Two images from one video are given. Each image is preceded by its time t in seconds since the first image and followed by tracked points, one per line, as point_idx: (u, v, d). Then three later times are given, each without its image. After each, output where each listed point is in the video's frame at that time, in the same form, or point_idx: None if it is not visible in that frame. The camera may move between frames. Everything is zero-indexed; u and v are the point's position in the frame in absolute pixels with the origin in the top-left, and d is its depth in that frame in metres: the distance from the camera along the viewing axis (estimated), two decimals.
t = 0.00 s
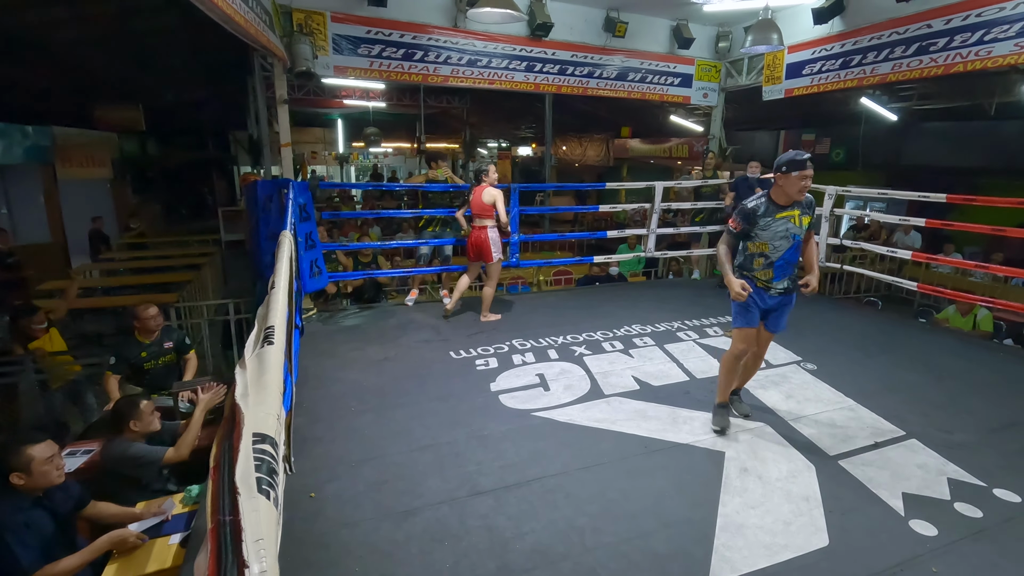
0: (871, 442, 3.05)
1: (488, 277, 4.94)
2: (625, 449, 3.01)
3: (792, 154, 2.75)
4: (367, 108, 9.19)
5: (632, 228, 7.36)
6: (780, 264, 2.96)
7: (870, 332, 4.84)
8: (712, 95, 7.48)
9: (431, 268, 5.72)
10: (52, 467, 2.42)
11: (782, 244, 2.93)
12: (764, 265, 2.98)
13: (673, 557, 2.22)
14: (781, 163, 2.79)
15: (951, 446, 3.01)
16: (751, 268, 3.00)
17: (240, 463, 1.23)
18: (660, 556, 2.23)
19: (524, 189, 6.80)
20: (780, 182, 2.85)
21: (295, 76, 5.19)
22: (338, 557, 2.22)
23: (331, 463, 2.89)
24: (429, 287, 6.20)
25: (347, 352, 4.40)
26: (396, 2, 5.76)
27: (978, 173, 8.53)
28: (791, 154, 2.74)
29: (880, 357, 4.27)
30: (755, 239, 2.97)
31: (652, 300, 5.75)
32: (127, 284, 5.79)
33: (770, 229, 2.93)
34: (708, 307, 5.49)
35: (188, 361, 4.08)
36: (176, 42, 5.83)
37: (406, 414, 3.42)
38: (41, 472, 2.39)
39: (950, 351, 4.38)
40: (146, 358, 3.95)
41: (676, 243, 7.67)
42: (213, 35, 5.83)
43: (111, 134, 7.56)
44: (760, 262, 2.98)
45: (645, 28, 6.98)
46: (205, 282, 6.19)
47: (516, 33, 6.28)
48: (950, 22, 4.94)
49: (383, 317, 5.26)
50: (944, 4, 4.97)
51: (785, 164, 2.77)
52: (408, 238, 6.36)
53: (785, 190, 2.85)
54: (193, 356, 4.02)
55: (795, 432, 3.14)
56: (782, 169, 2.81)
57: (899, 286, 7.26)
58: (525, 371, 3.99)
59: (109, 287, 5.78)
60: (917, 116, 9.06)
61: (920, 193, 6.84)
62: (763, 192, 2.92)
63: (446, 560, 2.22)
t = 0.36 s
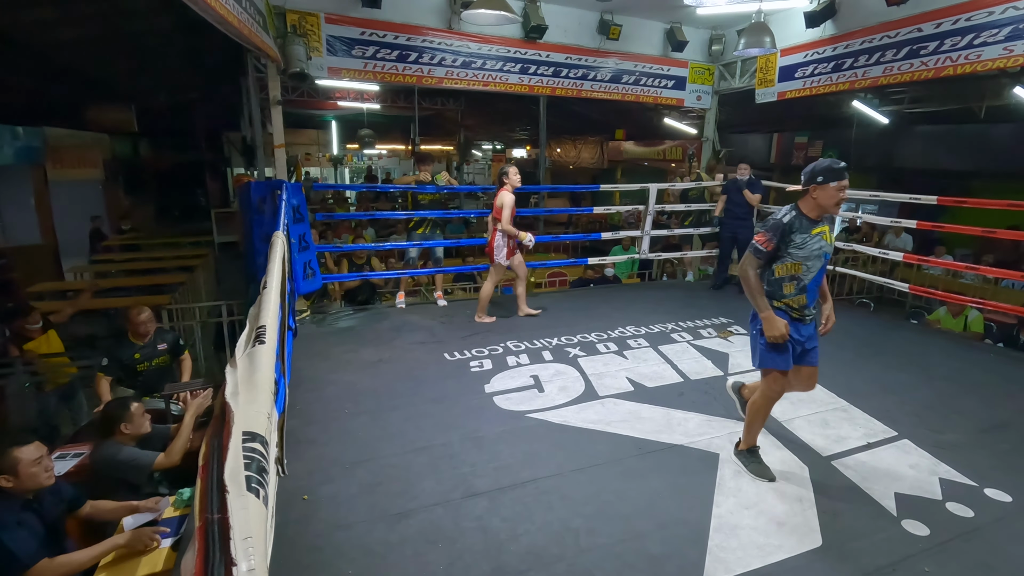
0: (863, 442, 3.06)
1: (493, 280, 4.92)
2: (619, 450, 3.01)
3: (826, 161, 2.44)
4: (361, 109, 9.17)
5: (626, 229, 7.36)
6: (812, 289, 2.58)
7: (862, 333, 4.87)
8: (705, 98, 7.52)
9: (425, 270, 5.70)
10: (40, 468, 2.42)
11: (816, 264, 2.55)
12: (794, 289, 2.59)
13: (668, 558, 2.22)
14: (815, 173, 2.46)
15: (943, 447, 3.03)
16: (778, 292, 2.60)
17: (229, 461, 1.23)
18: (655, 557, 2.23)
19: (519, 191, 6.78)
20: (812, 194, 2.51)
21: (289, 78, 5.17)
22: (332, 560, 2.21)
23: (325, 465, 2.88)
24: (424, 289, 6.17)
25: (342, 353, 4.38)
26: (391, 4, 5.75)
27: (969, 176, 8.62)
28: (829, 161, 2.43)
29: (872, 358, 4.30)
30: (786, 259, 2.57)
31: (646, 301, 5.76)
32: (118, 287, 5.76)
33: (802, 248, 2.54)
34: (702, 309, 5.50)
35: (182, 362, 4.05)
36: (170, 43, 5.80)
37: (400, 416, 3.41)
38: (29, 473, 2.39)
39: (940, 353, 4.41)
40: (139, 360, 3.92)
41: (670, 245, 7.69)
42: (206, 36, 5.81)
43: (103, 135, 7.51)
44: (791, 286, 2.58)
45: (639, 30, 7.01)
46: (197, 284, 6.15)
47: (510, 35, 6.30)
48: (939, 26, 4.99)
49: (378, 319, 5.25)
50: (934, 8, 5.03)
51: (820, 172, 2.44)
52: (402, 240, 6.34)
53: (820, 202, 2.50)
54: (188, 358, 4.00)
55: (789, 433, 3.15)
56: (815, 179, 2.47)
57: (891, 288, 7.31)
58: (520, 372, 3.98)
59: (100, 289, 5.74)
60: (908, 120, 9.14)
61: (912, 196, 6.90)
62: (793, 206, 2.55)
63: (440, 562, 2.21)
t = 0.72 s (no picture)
0: (849, 443, 3.08)
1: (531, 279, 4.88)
2: (607, 452, 3.01)
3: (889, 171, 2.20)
4: (349, 111, 9.12)
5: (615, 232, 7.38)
6: (875, 308, 2.38)
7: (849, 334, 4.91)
8: (693, 101, 7.57)
9: (414, 272, 5.67)
10: (36, 473, 2.36)
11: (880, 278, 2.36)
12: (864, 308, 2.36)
13: (655, 560, 2.22)
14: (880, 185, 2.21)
15: (926, 446, 3.06)
16: (848, 316, 2.34)
17: (193, 466, 1.19)
18: (642, 558, 2.23)
19: (508, 194, 6.78)
20: (872, 207, 2.27)
21: (276, 79, 5.14)
22: (317, 565, 2.18)
23: (311, 469, 2.84)
24: (413, 291, 6.14)
25: (329, 356, 4.35)
26: (379, 5, 5.72)
27: (952, 179, 8.75)
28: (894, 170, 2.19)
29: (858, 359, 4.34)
30: (852, 281, 2.33)
31: (635, 303, 5.78)
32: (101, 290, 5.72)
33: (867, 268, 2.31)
34: (691, 311, 5.52)
35: (168, 365, 4.02)
36: (155, 42, 5.73)
37: (388, 420, 3.39)
38: (25, 478, 2.32)
39: (924, 353, 4.47)
40: (123, 364, 3.87)
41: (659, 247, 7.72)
42: (192, 36, 5.75)
43: (87, 136, 7.40)
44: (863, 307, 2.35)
45: (628, 33, 7.04)
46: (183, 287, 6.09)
47: (499, 37, 6.29)
48: (921, 31, 5.06)
49: (366, 321, 5.21)
50: (917, 14, 5.10)
51: (883, 184, 2.20)
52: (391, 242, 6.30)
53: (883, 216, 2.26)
54: (175, 361, 3.97)
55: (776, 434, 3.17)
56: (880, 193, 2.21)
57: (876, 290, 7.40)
58: (508, 375, 3.97)
59: (83, 292, 5.67)
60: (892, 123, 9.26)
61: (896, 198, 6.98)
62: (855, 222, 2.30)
63: (427, 566, 2.20)
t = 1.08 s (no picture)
0: (829, 442, 3.12)
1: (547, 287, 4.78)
2: (590, 453, 3.01)
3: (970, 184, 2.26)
4: (334, 113, 9.07)
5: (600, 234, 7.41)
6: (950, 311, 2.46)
7: (829, 335, 4.96)
8: (677, 104, 7.64)
9: (398, 275, 5.63)
10: (29, 481, 2.32)
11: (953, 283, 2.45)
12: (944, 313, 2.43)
13: (636, 561, 2.22)
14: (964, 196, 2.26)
15: (904, 444, 3.10)
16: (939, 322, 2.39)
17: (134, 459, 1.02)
18: (624, 560, 2.23)
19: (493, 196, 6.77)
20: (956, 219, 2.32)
21: (256, 80, 5.10)
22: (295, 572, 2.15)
23: (291, 475, 2.80)
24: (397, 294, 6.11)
25: (312, 360, 4.30)
26: (361, 7, 5.70)
27: (930, 182, 8.92)
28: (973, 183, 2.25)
29: (838, 359, 4.39)
30: (929, 285, 2.39)
31: (620, 305, 5.80)
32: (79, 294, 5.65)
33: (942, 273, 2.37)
34: (674, 313, 5.55)
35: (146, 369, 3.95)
36: (134, 43, 5.66)
37: (370, 423, 3.36)
38: (17, 485, 2.28)
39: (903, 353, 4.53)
40: (99, 369, 3.79)
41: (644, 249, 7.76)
42: (171, 36, 5.68)
43: (65, 137, 7.27)
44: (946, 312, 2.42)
45: (611, 37, 7.09)
46: (163, 290, 6.01)
47: (482, 40, 6.30)
48: (897, 36, 5.16)
49: (350, 325, 5.17)
50: (893, 19, 5.20)
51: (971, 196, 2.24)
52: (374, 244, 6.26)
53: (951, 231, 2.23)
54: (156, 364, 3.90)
55: (757, 434, 3.19)
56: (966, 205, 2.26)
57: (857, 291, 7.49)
58: (492, 377, 3.96)
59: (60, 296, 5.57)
60: (871, 127, 9.42)
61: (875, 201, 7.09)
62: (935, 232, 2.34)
63: (408, 571, 2.17)
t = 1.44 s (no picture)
0: (809, 440, 3.15)
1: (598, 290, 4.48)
2: (574, 454, 3.01)
3: None
4: (318, 115, 9.00)
5: (585, 236, 7.42)
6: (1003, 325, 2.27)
7: (810, 335, 5.03)
8: (660, 107, 7.71)
9: (382, 277, 5.60)
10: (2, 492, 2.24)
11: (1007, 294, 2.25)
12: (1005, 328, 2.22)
13: (618, 561, 2.22)
14: None
15: (882, 441, 3.15)
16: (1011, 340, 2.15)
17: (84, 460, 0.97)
18: (606, 560, 2.23)
19: (478, 197, 6.75)
20: None
21: (237, 80, 5.05)
22: None
23: (271, 479, 2.77)
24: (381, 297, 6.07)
25: (294, 363, 4.26)
26: (344, 8, 5.68)
27: (908, 184, 9.10)
28: None
29: (819, 359, 4.45)
30: (1006, 302, 2.11)
31: (604, 306, 5.82)
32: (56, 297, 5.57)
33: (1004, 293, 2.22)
34: (659, 314, 5.58)
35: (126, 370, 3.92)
36: (113, 42, 5.58)
37: (353, 426, 3.33)
38: None
39: (881, 352, 4.60)
40: (77, 372, 3.72)
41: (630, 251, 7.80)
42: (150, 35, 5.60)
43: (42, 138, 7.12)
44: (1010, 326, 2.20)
45: (596, 40, 7.13)
46: (142, 294, 5.94)
47: (466, 42, 6.30)
48: (874, 41, 5.26)
49: (333, 327, 5.12)
50: (869, 25, 5.29)
51: None
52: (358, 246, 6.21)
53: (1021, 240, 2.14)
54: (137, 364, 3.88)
55: (738, 433, 3.21)
56: None
57: (838, 291, 7.60)
58: (476, 379, 3.95)
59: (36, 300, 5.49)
60: (851, 131, 9.58)
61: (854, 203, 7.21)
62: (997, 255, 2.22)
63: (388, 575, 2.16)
